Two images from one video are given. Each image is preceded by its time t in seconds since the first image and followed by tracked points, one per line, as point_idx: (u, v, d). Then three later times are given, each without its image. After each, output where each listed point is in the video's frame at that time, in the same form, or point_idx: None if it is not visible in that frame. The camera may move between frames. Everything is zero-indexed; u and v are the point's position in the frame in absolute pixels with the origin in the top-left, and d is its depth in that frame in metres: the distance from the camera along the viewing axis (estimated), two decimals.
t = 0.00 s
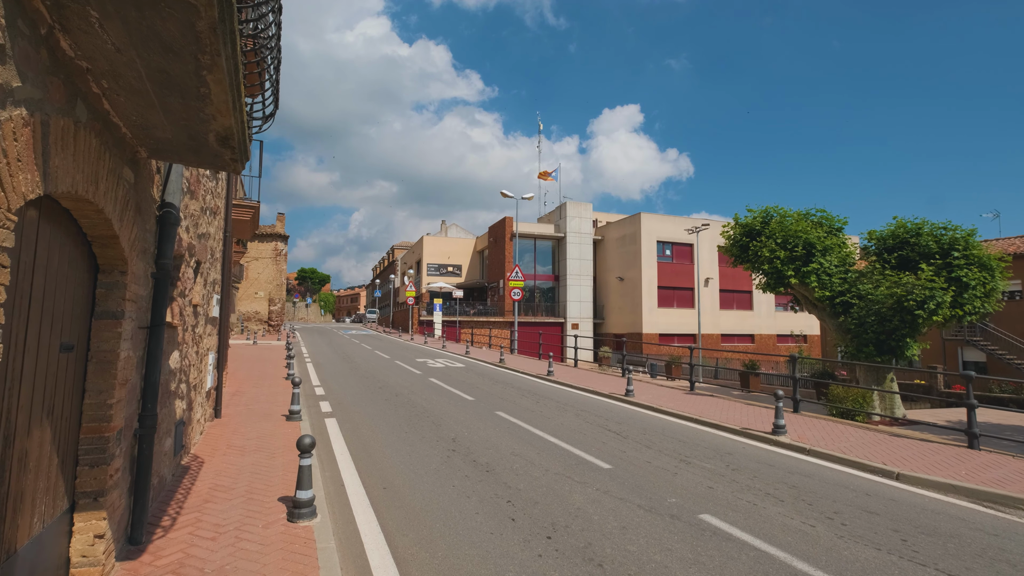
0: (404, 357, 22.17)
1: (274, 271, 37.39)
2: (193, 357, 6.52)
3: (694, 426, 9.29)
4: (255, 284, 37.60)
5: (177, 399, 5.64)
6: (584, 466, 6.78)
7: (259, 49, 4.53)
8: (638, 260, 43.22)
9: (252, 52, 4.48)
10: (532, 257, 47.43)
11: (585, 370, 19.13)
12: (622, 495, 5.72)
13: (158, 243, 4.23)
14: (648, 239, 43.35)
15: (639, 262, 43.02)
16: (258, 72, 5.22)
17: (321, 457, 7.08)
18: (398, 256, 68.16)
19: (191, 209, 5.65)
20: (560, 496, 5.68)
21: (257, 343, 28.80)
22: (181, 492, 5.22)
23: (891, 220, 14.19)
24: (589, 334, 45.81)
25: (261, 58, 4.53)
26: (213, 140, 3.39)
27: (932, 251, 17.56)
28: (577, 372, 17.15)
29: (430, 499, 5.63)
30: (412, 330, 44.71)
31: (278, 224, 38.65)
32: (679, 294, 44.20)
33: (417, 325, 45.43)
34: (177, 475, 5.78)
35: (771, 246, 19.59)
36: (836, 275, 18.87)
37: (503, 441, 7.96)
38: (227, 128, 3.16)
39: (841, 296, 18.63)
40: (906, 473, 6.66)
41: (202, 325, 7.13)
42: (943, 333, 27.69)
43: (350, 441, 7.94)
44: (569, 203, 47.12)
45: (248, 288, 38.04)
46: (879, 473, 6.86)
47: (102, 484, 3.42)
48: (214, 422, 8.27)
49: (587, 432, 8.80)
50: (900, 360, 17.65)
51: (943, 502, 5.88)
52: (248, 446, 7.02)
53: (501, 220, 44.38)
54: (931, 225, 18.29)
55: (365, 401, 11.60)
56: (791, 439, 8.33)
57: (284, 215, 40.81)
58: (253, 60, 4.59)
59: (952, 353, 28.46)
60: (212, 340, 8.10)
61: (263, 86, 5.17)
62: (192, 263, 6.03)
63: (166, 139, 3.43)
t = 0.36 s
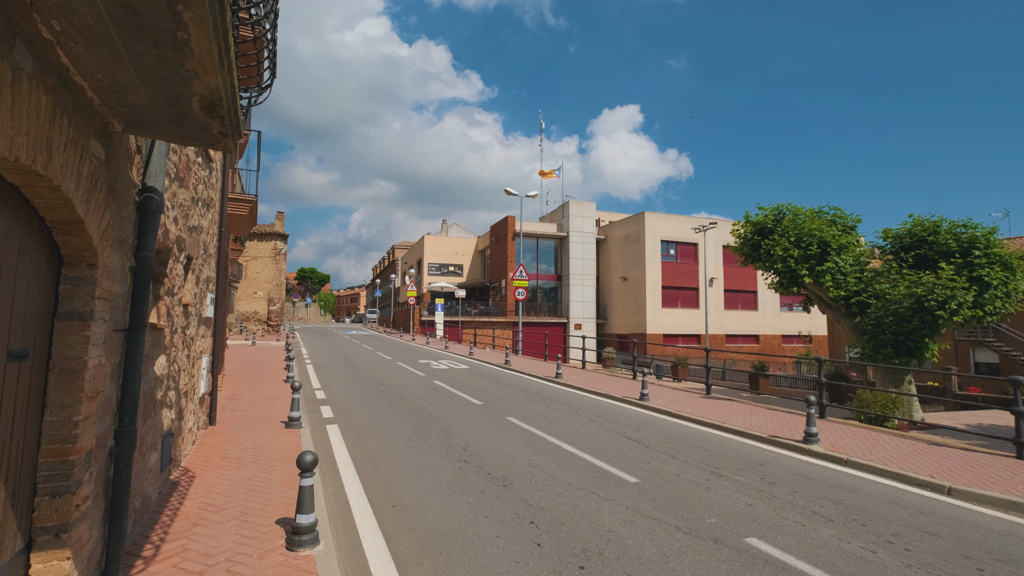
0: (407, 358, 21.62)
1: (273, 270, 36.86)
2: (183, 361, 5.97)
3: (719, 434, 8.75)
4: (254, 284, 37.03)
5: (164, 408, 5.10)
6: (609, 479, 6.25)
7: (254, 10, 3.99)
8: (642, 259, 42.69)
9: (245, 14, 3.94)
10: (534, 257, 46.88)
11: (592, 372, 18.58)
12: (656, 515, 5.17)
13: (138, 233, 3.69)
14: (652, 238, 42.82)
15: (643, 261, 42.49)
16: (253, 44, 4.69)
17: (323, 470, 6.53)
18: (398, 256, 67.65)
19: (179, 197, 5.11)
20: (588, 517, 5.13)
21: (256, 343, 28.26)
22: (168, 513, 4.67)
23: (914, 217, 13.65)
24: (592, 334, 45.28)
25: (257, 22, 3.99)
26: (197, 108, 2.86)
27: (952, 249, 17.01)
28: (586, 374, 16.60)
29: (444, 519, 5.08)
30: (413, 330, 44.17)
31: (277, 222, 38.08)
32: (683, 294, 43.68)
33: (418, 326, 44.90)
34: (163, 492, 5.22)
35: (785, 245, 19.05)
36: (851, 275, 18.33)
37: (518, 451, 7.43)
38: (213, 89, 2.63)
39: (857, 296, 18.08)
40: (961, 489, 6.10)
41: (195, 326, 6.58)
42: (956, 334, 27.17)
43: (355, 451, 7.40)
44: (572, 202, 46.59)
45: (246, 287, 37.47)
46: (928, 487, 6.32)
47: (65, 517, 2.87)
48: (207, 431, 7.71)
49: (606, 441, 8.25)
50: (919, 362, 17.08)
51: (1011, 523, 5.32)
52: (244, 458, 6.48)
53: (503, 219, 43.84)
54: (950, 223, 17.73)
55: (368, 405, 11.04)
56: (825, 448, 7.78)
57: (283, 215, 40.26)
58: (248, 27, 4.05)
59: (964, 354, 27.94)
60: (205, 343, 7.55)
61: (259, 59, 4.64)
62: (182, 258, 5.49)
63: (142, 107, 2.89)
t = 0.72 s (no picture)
0: (409, 361, 21.08)
1: (272, 270, 36.33)
2: (171, 369, 5.42)
3: (746, 444, 8.21)
4: (253, 284, 36.48)
5: (147, 423, 4.55)
6: (638, 498, 5.69)
7: None
8: (646, 259, 42.17)
9: None
10: (536, 257, 46.36)
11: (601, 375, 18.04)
12: (696, 543, 4.63)
13: (109, 226, 3.15)
14: (656, 238, 42.28)
15: (647, 261, 41.96)
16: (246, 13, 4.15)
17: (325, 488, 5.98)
18: (399, 256, 67.10)
19: (163, 186, 4.56)
20: (622, 545, 4.59)
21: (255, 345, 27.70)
22: (149, 543, 4.13)
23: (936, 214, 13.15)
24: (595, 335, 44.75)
25: None
26: (171, 67, 2.31)
27: (972, 247, 16.48)
28: (596, 378, 16.05)
29: (462, 548, 4.53)
30: (413, 331, 43.62)
31: (276, 222, 37.53)
32: (687, 294, 43.15)
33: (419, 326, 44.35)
34: (146, 517, 4.67)
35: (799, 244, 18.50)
36: (867, 274, 17.79)
37: (535, 464, 6.89)
38: (188, 36, 2.07)
39: (874, 296, 17.54)
40: None
41: (184, 331, 6.04)
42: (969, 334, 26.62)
43: (359, 465, 6.87)
44: (575, 201, 46.06)
45: (245, 288, 36.90)
46: (986, 506, 5.77)
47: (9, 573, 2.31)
48: (198, 444, 7.15)
49: (626, 452, 7.72)
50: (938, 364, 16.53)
51: None
52: (238, 474, 5.93)
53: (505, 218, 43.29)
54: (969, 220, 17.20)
55: (371, 412, 10.49)
56: (864, 460, 7.23)
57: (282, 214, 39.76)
58: None
59: (977, 355, 27.40)
60: (197, 348, 7.00)
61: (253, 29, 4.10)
62: (168, 255, 4.95)
63: (103, 67, 2.34)
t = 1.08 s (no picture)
0: (411, 363, 20.57)
1: (271, 270, 35.83)
2: (153, 379, 4.88)
3: (774, 455, 7.71)
4: (251, 284, 35.95)
5: (124, 443, 4.03)
6: (669, 521, 5.17)
7: None
8: (649, 259, 41.64)
9: None
10: (538, 257, 45.82)
11: (608, 378, 17.51)
12: None
13: (64, 214, 2.61)
14: (659, 237, 41.76)
15: (651, 261, 41.45)
16: None
17: (325, 509, 5.46)
18: (398, 255, 66.61)
19: (142, 175, 4.05)
20: None
21: (253, 346, 27.18)
22: None
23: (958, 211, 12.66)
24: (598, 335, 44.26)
25: None
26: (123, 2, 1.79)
27: (992, 246, 15.97)
28: (604, 381, 15.52)
29: None
30: (414, 332, 43.11)
31: (275, 221, 37.00)
32: (691, 294, 42.64)
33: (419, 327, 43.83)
34: (123, 549, 4.14)
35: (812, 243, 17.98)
36: (883, 274, 17.28)
37: (553, 480, 6.36)
38: None
39: (890, 296, 16.99)
40: None
41: (170, 337, 5.51)
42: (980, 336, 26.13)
43: (361, 482, 6.33)
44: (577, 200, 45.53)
45: (243, 288, 36.37)
46: None
47: None
48: (187, 457, 6.63)
49: (648, 466, 7.20)
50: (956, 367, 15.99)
51: None
52: (229, 495, 5.40)
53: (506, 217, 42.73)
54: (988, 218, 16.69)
55: (373, 419, 9.95)
56: (905, 475, 6.70)
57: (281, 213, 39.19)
58: None
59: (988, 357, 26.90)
60: (186, 355, 6.48)
61: None
62: (149, 252, 4.44)
63: (35, 4, 1.82)
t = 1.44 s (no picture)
0: (414, 364, 20.05)
1: (271, 270, 35.34)
2: (140, 384, 4.39)
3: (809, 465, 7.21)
4: (251, 284, 35.45)
5: (102, 460, 3.52)
6: (712, 542, 4.66)
7: None
8: (653, 259, 41.15)
9: None
10: (541, 256, 45.30)
11: (617, 380, 17.00)
12: None
13: (13, 187, 2.10)
14: (664, 237, 41.25)
15: (655, 260, 40.95)
16: None
17: (330, 528, 4.93)
18: (399, 255, 66.08)
19: (122, 152, 3.54)
20: None
21: (252, 346, 26.68)
22: None
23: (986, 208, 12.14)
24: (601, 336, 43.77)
25: None
26: None
27: (1016, 245, 15.45)
28: (615, 383, 15.02)
29: None
30: (416, 332, 42.60)
31: (275, 220, 36.51)
32: (695, 294, 42.16)
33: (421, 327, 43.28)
34: None
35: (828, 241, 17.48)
36: (901, 273, 16.76)
37: (577, 493, 5.86)
38: None
39: (908, 296, 16.46)
40: None
41: (159, 338, 5.01)
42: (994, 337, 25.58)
43: (368, 495, 5.83)
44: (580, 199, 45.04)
45: (243, 287, 35.86)
46: None
47: None
48: (180, 469, 6.12)
49: (677, 476, 6.70)
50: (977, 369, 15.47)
51: None
52: (224, 512, 4.90)
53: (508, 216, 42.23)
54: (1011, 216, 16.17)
55: (378, 424, 9.43)
56: (957, 488, 6.18)
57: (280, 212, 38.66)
58: None
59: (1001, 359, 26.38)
60: (178, 357, 5.98)
61: None
62: (133, 242, 3.94)
63: None
